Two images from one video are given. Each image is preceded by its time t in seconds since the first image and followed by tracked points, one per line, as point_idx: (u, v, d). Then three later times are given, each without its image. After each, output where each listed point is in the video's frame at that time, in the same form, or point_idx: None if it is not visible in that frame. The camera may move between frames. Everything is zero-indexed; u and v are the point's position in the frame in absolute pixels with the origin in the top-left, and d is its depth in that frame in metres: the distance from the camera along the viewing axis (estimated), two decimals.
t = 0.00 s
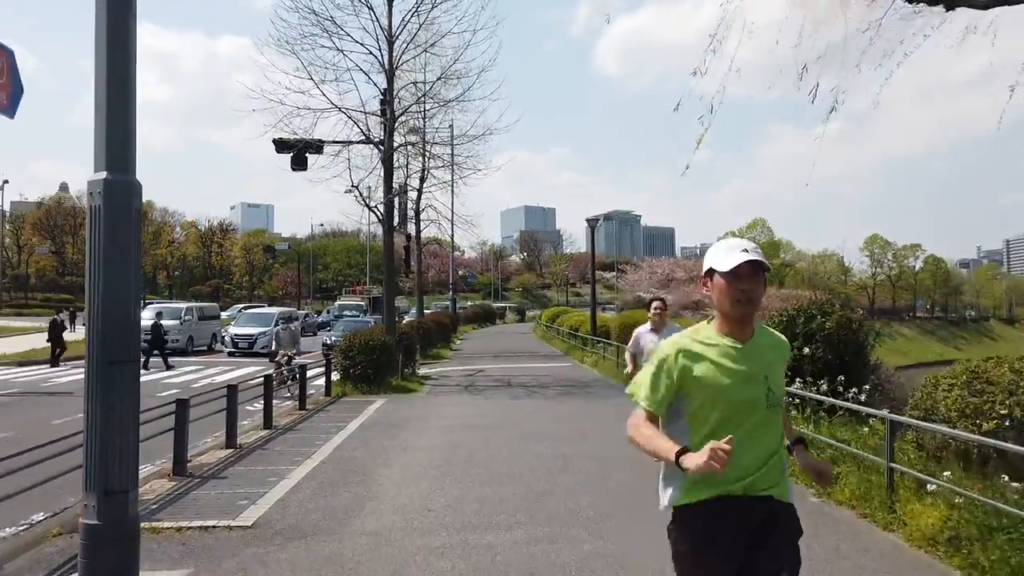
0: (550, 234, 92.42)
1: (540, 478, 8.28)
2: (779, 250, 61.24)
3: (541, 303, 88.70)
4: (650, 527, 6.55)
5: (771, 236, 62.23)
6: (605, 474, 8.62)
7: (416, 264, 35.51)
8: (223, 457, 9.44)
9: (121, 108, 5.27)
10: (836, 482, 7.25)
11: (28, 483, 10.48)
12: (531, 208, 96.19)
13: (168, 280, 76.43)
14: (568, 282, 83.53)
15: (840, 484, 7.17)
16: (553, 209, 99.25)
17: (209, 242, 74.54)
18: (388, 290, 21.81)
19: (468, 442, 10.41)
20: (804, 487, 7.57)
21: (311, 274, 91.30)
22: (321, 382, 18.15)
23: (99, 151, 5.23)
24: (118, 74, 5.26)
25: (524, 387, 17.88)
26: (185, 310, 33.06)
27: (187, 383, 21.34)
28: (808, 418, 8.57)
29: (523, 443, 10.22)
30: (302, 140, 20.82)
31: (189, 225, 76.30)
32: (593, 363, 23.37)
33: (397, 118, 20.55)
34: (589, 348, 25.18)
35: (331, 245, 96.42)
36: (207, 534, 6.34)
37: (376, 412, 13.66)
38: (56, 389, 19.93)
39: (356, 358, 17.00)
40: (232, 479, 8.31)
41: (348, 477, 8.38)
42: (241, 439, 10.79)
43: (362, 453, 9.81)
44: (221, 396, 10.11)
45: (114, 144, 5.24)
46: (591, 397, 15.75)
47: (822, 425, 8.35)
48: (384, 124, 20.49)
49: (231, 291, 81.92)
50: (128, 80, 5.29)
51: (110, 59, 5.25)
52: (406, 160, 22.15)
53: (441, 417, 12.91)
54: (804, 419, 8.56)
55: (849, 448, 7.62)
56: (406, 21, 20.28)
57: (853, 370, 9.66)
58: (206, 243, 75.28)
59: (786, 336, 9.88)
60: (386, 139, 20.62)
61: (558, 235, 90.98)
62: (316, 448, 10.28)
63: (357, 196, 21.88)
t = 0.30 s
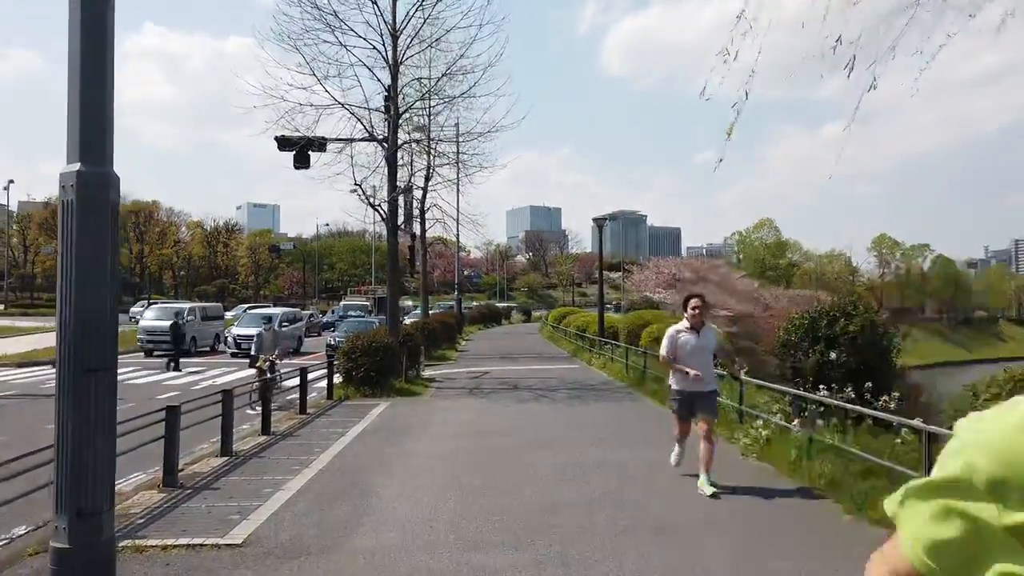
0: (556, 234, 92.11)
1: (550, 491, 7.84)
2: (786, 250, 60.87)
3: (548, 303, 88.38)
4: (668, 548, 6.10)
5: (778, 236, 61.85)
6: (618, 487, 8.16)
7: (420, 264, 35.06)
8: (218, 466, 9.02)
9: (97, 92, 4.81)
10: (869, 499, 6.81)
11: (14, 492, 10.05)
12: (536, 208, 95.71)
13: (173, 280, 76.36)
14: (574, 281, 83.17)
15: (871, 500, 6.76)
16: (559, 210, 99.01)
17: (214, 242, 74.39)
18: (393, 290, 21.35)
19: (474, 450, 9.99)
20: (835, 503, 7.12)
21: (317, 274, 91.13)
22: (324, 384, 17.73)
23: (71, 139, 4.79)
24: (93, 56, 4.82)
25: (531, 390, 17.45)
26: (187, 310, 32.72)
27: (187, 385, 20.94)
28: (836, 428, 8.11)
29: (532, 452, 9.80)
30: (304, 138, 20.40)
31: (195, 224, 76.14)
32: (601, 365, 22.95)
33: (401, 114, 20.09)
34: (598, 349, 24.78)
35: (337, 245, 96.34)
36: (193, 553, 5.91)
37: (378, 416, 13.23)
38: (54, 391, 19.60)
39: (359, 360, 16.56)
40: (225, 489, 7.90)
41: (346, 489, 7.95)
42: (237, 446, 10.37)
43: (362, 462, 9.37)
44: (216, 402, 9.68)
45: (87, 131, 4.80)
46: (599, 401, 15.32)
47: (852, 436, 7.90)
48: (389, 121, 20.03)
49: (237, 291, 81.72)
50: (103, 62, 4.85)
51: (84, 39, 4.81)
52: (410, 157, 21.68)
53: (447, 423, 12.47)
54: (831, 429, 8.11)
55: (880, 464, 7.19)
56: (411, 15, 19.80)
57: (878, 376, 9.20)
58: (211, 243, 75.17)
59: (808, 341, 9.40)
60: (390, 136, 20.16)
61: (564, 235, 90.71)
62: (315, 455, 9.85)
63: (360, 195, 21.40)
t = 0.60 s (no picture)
0: (560, 234, 91.69)
1: (552, 503, 7.42)
2: (793, 251, 60.34)
3: (552, 304, 87.95)
4: (679, 566, 5.66)
5: (784, 236, 61.37)
6: (624, 500, 7.70)
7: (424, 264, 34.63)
8: (205, 474, 8.60)
9: (54, 71, 4.37)
10: (893, 511, 6.33)
11: None
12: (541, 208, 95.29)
13: (177, 281, 76.26)
14: (579, 282, 82.71)
15: (895, 511, 6.31)
16: (563, 210, 98.60)
17: (218, 243, 74.17)
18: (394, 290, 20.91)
19: (473, 458, 9.57)
20: (856, 515, 6.67)
21: (320, 275, 90.88)
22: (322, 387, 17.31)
23: (28, 122, 4.36)
24: (53, 26, 4.39)
25: (534, 393, 17.02)
26: (188, 311, 32.40)
27: (184, 387, 20.55)
28: (855, 435, 7.65)
29: (534, 460, 9.36)
30: (304, 135, 20.00)
31: (199, 225, 75.90)
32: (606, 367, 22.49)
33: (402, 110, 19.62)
34: (603, 351, 24.34)
35: (341, 245, 96.06)
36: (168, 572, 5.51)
37: (376, 420, 12.80)
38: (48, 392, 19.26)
39: (358, 362, 16.12)
40: (210, 500, 7.48)
41: (338, 500, 7.53)
42: (228, 452, 9.97)
43: (357, 470, 8.93)
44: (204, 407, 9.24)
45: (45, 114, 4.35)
46: (604, 404, 14.89)
47: (870, 444, 7.43)
48: (389, 117, 19.56)
49: (240, 292, 81.46)
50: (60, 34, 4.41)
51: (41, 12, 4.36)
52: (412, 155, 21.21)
53: (446, 427, 12.05)
54: (849, 435, 7.63)
55: (903, 472, 6.74)
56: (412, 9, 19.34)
57: (899, 377, 8.70)
58: (215, 243, 75.07)
59: (823, 340, 8.96)
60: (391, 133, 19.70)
61: (569, 235, 90.28)
62: (308, 462, 9.42)
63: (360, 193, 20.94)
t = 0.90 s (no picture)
0: (565, 236, 91.27)
1: (557, 523, 6.95)
2: (799, 252, 59.84)
3: (557, 306, 87.53)
4: None
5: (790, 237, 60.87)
6: (635, 517, 7.23)
7: (427, 265, 34.19)
8: (191, 487, 8.15)
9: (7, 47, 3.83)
10: (926, 531, 5.88)
11: None
12: (545, 209, 94.85)
13: (181, 283, 76.05)
14: (584, 284, 82.27)
15: (930, 533, 5.81)
16: (568, 211, 98.16)
17: (222, 245, 73.87)
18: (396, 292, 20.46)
19: (475, 469, 9.11)
20: (884, 535, 6.20)
21: (324, 276, 90.55)
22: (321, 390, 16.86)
23: None
24: None
25: (539, 398, 16.56)
26: (188, 313, 31.99)
27: (180, 392, 20.09)
28: (882, 447, 7.16)
29: (539, 472, 8.90)
30: (303, 133, 19.60)
31: (203, 227, 75.61)
32: (613, 370, 22.01)
33: (403, 107, 19.14)
34: (609, 354, 23.84)
35: (345, 247, 95.77)
36: None
37: (375, 427, 12.35)
38: (43, 397, 18.87)
39: (358, 367, 15.66)
40: (196, 516, 7.05)
41: (330, 517, 7.09)
42: (218, 462, 9.53)
43: (352, 482, 8.48)
44: (192, 415, 8.80)
45: None
46: (611, 410, 14.44)
47: (898, 456, 6.94)
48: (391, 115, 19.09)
49: (245, 294, 81.14)
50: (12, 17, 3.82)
51: None
52: (414, 154, 20.74)
53: (447, 435, 11.60)
54: (874, 446, 7.16)
55: (934, 489, 6.26)
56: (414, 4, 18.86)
57: (925, 384, 8.24)
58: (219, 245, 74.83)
59: (843, 345, 8.50)
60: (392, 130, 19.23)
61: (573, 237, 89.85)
62: (301, 472, 8.96)
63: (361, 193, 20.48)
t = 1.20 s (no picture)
0: (568, 239, 91.10)
1: (566, 541, 6.52)
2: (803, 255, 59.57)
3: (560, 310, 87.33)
4: None
5: (794, 240, 60.63)
6: (648, 533, 6.78)
7: (428, 268, 33.78)
8: (178, 499, 7.72)
9: None
10: (967, 552, 5.49)
11: None
12: (548, 212, 94.60)
13: (183, 286, 75.95)
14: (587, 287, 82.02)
15: (973, 554, 5.40)
16: (570, 215, 97.99)
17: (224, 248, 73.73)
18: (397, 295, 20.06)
19: (478, 480, 8.70)
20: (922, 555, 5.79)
21: (327, 280, 90.34)
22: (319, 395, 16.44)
23: None
24: None
25: (543, 403, 16.16)
26: (187, 317, 31.63)
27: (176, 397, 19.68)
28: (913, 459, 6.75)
29: (545, 484, 8.48)
30: (302, 133, 19.19)
31: (206, 230, 75.48)
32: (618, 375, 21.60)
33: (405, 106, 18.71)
34: (614, 358, 23.44)
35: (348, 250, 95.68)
36: None
37: (375, 434, 11.92)
38: (36, 402, 18.47)
39: (357, 371, 15.24)
40: (181, 533, 6.62)
41: (325, 534, 6.66)
42: (207, 472, 9.07)
43: (347, 495, 8.03)
44: (179, 423, 8.35)
45: None
46: (618, 416, 14.02)
47: (931, 469, 6.54)
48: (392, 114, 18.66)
49: (246, 297, 80.98)
50: None
51: None
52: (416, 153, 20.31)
53: (449, 442, 11.19)
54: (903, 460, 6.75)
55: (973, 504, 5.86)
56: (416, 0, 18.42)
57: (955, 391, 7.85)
58: (222, 248, 74.78)
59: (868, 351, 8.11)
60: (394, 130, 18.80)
61: (576, 240, 89.69)
62: (295, 482, 8.54)
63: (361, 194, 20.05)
